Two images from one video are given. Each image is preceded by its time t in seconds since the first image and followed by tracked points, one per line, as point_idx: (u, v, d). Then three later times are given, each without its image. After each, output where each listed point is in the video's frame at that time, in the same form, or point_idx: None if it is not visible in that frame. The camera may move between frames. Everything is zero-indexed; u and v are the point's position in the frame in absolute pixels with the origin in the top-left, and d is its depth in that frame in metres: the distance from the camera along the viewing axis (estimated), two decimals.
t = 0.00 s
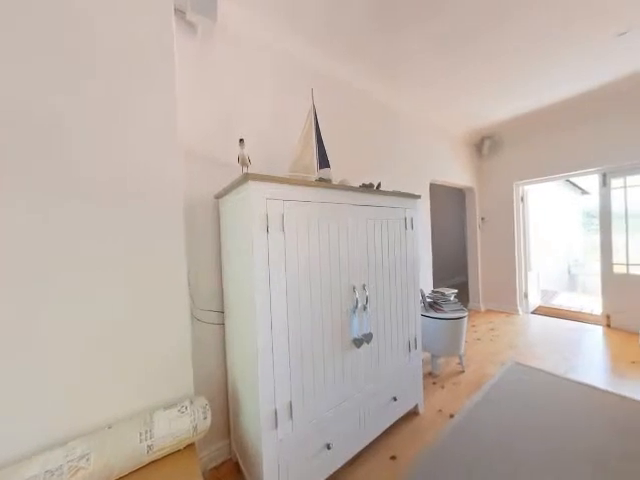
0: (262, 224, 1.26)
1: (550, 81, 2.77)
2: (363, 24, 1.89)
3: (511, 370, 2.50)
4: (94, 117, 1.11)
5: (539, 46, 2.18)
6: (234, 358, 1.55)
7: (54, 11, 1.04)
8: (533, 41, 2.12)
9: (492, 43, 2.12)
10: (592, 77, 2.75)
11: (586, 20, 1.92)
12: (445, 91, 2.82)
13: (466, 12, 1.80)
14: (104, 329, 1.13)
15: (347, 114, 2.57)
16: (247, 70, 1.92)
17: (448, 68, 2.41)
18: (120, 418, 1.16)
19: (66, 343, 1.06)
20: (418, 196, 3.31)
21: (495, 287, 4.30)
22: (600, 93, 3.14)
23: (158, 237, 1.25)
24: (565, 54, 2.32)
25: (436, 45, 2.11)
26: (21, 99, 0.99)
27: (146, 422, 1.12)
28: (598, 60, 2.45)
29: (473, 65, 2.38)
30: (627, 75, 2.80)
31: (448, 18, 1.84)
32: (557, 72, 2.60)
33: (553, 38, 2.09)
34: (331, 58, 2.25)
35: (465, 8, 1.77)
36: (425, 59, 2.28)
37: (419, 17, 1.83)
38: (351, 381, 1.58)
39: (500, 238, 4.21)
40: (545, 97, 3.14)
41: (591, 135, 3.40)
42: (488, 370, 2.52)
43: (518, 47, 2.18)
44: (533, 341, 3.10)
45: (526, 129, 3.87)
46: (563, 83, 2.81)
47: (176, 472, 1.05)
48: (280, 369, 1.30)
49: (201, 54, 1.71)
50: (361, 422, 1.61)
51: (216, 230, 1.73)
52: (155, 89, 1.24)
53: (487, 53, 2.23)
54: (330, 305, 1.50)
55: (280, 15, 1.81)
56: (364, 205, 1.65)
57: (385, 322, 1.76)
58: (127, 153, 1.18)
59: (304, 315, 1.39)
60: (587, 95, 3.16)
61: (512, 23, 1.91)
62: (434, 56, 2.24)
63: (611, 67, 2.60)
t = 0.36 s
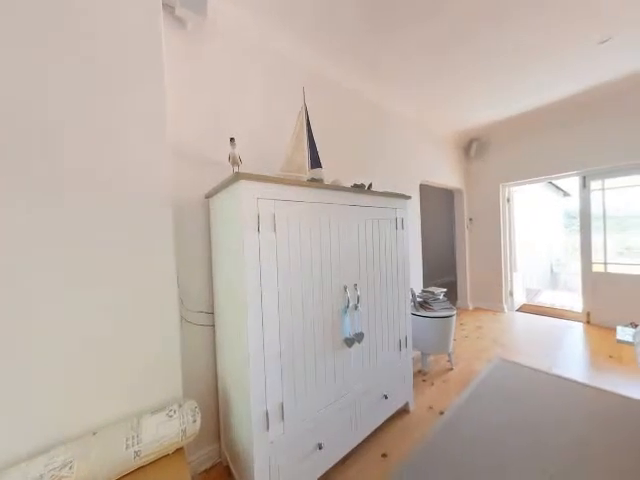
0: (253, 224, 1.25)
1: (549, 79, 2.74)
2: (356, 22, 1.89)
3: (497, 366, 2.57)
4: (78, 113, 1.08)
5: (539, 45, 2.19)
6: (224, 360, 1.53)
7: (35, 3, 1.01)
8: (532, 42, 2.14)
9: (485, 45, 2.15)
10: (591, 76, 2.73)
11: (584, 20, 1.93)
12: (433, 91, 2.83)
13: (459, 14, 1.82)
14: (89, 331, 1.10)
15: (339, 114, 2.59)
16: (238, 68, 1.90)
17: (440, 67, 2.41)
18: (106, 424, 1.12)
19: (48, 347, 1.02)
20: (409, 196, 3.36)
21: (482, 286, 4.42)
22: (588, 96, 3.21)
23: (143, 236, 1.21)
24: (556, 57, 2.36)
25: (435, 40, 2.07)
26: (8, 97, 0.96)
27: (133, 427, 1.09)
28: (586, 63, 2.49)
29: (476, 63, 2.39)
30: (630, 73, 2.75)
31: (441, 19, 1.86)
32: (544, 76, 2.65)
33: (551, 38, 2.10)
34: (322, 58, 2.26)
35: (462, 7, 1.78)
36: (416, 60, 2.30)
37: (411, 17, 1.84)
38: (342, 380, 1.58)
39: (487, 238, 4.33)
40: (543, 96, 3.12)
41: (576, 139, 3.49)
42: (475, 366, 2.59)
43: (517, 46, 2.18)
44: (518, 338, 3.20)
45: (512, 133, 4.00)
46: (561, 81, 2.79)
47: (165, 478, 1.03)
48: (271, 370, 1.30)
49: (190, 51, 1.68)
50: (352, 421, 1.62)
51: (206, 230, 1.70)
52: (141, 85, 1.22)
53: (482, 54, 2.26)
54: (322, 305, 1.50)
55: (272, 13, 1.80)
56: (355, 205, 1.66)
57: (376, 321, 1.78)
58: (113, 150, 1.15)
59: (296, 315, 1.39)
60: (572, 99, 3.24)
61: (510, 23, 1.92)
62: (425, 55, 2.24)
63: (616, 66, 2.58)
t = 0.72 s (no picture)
0: (245, 224, 1.23)
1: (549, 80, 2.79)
2: (350, 22, 1.89)
3: (484, 363, 2.64)
4: (61, 110, 1.05)
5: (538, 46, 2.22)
6: (214, 362, 1.51)
7: None
8: (527, 43, 2.18)
9: (479, 47, 2.20)
10: (591, 78, 2.83)
11: (584, 20, 1.95)
12: (433, 91, 2.85)
13: (455, 16, 1.86)
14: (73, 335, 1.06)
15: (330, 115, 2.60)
16: (229, 66, 1.87)
17: (435, 68, 2.44)
18: (90, 431, 1.09)
19: (28, 352, 0.99)
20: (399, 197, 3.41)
21: (470, 285, 4.53)
22: (582, 97, 3.29)
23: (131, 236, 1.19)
24: (543, 62, 2.45)
25: (434, 41, 2.09)
26: None
27: (119, 433, 1.06)
28: (573, 68, 2.58)
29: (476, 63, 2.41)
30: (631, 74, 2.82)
31: (440, 19, 1.88)
32: (532, 79, 2.73)
33: (549, 39, 2.14)
34: (314, 58, 2.26)
35: (458, 9, 1.81)
36: (408, 62, 2.34)
37: (405, 19, 1.87)
38: (334, 380, 1.59)
39: (474, 238, 4.45)
40: (537, 98, 3.20)
41: (560, 142, 3.61)
42: (463, 363, 2.65)
43: (517, 46, 2.21)
44: (505, 335, 3.29)
45: (499, 135, 4.11)
46: (561, 83, 2.87)
47: None
48: (262, 371, 1.29)
49: (179, 47, 1.65)
50: (344, 421, 1.63)
51: (195, 230, 1.67)
52: (129, 81, 1.19)
53: (477, 55, 2.30)
54: (314, 305, 1.50)
55: (263, 11, 1.78)
56: (347, 206, 1.67)
57: (367, 320, 1.79)
58: (99, 148, 1.12)
59: (287, 316, 1.38)
60: (562, 102, 3.36)
61: (511, 23, 1.95)
62: (419, 56, 2.27)
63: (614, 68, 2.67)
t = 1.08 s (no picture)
0: (234, 223, 1.21)
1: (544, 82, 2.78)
2: (343, 22, 1.90)
3: (472, 360, 2.70)
4: (41, 105, 0.99)
5: (538, 46, 2.21)
6: (204, 364, 1.48)
7: None
8: (520, 47, 2.22)
9: (473, 50, 2.22)
10: (591, 78, 2.78)
11: (584, 24, 1.98)
12: (432, 91, 2.86)
13: (456, 13, 1.84)
14: (56, 338, 1.02)
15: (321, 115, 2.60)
16: (219, 64, 1.85)
17: (429, 68, 2.45)
18: (73, 438, 1.04)
19: (7, 357, 0.94)
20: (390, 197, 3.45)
21: (458, 284, 4.64)
22: (571, 101, 3.36)
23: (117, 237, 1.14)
24: (530, 67, 2.51)
25: (433, 35, 2.04)
26: None
27: (104, 440, 1.02)
28: (559, 73, 2.63)
29: (475, 61, 2.37)
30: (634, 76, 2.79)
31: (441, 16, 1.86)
32: (519, 83, 2.79)
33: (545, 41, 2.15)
34: (305, 57, 2.26)
35: (454, 9, 1.81)
36: (399, 63, 2.36)
37: (398, 19, 1.88)
38: (326, 380, 1.59)
39: (462, 238, 4.56)
40: (529, 100, 3.21)
41: (544, 146, 3.76)
42: (452, 361, 2.70)
43: (516, 48, 2.23)
44: (491, 333, 3.38)
45: (487, 138, 4.22)
46: (562, 81, 2.80)
47: None
48: (253, 372, 1.27)
49: (167, 43, 1.61)
50: (335, 420, 1.64)
51: (184, 230, 1.63)
52: (115, 75, 1.15)
53: (471, 58, 2.32)
54: (305, 306, 1.50)
55: (255, 8, 1.77)
56: (339, 206, 1.68)
57: (358, 320, 1.80)
58: (83, 145, 1.07)
59: (279, 316, 1.38)
60: (553, 105, 3.40)
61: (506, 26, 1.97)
62: (412, 58, 2.30)
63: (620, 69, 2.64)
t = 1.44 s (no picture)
0: (225, 223, 1.20)
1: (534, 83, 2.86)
2: (335, 20, 1.90)
3: (461, 357, 2.76)
4: (18, 102, 0.97)
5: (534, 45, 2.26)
6: (194, 367, 1.46)
7: None
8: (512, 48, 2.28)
9: (467, 50, 2.27)
10: (589, 78, 2.84)
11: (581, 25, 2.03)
12: (427, 91, 2.89)
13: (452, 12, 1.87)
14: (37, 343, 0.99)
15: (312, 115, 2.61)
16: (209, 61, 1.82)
17: (423, 68, 2.48)
18: (54, 447, 1.01)
19: None
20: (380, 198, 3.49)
21: (447, 283, 4.73)
22: (557, 105, 3.48)
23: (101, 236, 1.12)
24: (519, 69, 2.60)
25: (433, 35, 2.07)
26: None
27: (88, 446, 0.99)
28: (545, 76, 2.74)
29: (475, 60, 2.40)
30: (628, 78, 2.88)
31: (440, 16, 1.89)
32: (506, 86, 2.90)
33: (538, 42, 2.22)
34: (297, 57, 2.26)
35: (454, 7, 1.83)
36: (391, 64, 2.39)
37: (393, 19, 1.90)
38: (317, 379, 1.59)
39: (450, 238, 4.66)
40: (521, 101, 3.28)
41: (528, 148, 3.89)
42: (441, 359, 2.76)
43: (513, 48, 2.28)
44: (479, 330, 3.47)
45: (475, 140, 4.33)
46: (558, 81, 2.84)
47: None
48: (244, 374, 1.26)
49: (155, 39, 1.57)
50: (327, 420, 1.64)
51: (173, 230, 1.60)
52: (99, 74, 1.13)
53: (466, 58, 2.37)
54: (296, 306, 1.49)
55: (246, 6, 1.75)
56: (330, 206, 1.69)
57: (349, 319, 1.81)
58: (68, 140, 1.05)
59: (270, 317, 1.37)
60: (541, 108, 3.51)
61: (500, 27, 2.03)
62: (406, 58, 2.33)
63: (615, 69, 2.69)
